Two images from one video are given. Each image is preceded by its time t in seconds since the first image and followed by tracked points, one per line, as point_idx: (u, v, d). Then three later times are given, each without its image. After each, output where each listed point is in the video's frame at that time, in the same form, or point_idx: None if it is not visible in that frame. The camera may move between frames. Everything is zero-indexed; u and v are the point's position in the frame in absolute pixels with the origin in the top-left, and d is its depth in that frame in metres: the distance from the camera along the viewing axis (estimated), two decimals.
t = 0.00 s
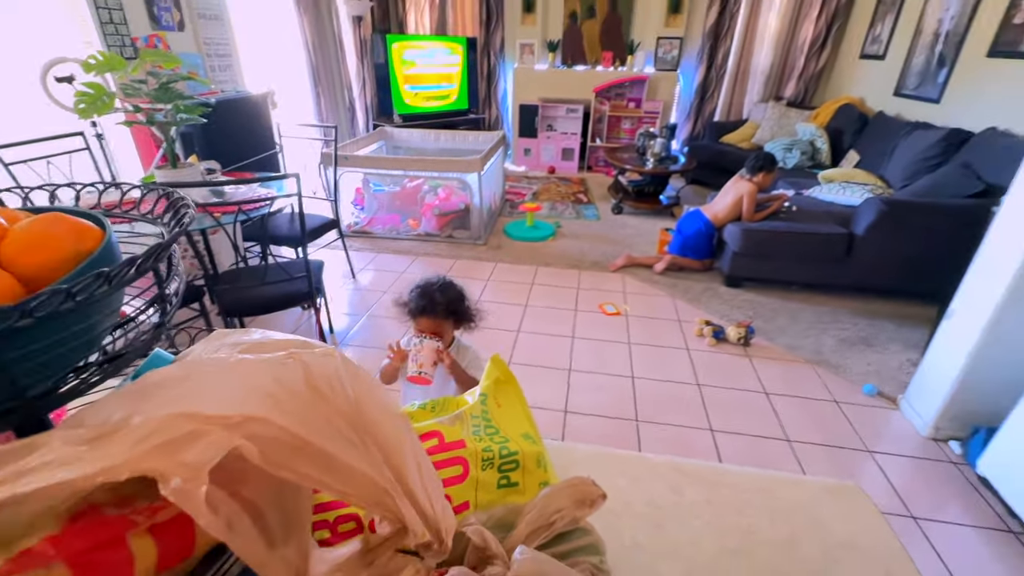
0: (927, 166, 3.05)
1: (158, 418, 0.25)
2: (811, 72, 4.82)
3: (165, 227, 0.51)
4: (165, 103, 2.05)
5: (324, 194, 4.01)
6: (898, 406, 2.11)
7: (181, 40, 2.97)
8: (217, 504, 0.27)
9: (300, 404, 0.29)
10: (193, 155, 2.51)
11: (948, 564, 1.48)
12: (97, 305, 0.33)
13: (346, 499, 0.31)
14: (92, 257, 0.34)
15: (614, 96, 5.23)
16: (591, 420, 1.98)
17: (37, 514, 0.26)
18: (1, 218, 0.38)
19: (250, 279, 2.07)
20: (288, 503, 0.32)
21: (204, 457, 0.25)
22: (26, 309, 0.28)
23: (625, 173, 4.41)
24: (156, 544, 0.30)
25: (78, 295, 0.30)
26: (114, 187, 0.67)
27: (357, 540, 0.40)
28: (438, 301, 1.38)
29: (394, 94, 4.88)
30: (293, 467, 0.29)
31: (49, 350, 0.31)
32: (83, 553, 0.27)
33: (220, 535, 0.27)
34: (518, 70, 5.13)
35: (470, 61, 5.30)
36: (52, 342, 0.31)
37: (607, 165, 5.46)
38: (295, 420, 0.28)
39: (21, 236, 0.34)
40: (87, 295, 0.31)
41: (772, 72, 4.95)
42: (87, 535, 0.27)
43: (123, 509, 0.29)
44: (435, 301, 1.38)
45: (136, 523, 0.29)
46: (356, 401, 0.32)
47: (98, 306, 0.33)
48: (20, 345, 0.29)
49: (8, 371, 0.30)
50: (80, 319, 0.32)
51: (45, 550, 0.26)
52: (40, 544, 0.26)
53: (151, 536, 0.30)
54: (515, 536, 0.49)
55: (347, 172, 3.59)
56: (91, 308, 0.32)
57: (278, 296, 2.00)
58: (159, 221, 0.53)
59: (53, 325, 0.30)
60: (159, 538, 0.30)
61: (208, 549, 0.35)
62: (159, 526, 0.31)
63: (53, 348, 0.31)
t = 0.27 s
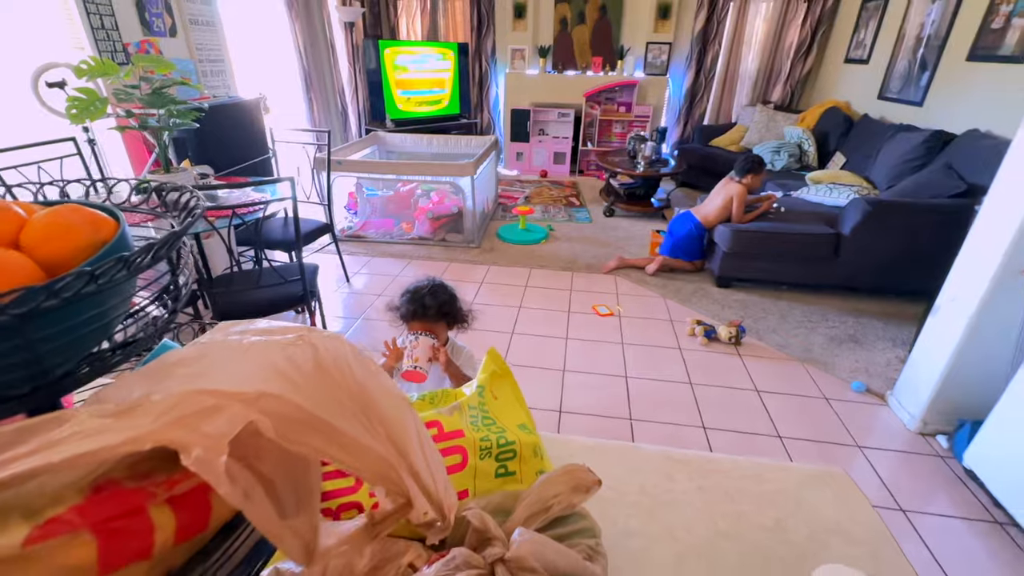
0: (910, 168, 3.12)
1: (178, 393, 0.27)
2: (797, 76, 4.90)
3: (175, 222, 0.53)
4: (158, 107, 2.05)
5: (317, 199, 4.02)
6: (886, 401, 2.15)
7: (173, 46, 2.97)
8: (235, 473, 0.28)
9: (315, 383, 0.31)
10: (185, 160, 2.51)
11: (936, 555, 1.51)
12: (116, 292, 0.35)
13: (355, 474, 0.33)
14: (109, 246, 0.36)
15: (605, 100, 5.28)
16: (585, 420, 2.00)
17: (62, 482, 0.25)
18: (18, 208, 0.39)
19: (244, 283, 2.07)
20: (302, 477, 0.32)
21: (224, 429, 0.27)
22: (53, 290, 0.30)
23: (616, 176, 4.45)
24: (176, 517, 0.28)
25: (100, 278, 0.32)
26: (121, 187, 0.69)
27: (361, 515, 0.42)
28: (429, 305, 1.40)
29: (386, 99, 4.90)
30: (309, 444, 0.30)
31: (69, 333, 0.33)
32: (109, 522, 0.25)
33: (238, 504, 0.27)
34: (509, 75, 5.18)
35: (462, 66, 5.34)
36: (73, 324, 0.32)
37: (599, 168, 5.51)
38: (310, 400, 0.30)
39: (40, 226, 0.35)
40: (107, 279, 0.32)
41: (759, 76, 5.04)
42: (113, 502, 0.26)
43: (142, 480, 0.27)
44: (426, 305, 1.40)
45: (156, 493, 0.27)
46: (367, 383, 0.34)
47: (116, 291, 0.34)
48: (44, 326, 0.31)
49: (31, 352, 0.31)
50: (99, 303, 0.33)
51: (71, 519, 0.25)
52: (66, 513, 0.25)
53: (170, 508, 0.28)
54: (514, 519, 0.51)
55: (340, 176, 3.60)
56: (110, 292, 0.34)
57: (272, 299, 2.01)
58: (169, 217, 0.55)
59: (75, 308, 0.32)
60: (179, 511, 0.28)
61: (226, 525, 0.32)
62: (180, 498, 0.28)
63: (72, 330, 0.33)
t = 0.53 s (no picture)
0: (899, 169, 3.16)
1: (184, 390, 0.27)
2: (787, 80, 4.96)
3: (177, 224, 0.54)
4: (152, 114, 2.05)
5: (312, 204, 4.02)
6: (878, 400, 2.17)
7: (167, 53, 2.98)
8: (239, 467, 0.28)
9: (316, 378, 0.31)
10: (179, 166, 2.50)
11: (930, 551, 1.52)
12: (122, 292, 0.35)
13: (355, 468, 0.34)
14: (114, 248, 0.37)
15: (598, 104, 5.32)
16: (582, 422, 2.00)
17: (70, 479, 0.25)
18: (22, 212, 0.40)
19: (239, 289, 2.07)
20: (302, 471, 0.33)
21: (229, 423, 0.27)
22: (61, 289, 0.31)
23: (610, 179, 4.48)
24: (182, 510, 0.28)
25: (106, 278, 0.33)
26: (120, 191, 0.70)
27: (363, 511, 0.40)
28: (422, 309, 1.41)
29: (380, 105, 4.92)
30: (311, 438, 0.31)
31: (75, 332, 0.33)
32: (116, 515, 0.26)
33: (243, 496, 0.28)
34: (503, 81, 5.21)
35: (455, 72, 5.37)
36: (80, 324, 0.33)
37: (592, 172, 5.54)
38: (312, 395, 0.31)
39: (46, 229, 0.36)
40: (114, 279, 0.33)
41: (750, 80, 5.10)
42: (120, 497, 0.26)
43: (148, 475, 0.28)
44: (420, 310, 1.41)
45: (161, 488, 0.28)
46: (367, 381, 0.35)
47: (121, 292, 0.35)
48: (52, 325, 0.31)
49: (40, 350, 0.32)
50: (105, 303, 0.34)
51: (80, 511, 0.25)
52: (76, 505, 0.25)
53: (176, 502, 0.28)
54: (511, 515, 0.52)
55: (335, 182, 3.61)
56: (116, 293, 0.34)
57: (268, 305, 2.01)
58: (170, 220, 0.56)
59: (82, 307, 0.33)
60: (184, 505, 0.28)
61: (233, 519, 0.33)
62: (185, 492, 0.29)
63: (78, 330, 0.33)
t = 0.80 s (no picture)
0: (889, 169, 3.20)
1: (174, 396, 0.27)
2: (778, 81, 5.00)
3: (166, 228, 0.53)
4: (141, 117, 2.03)
5: (305, 207, 4.00)
6: (872, 398, 2.18)
7: (157, 55, 2.96)
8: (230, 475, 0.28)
9: (309, 379, 0.31)
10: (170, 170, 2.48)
11: (925, 548, 1.53)
12: (110, 297, 0.35)
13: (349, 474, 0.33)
14: (102, 252, 0.36)
15: (591, 106, 5.34)
16: (578, 423, 2.00)
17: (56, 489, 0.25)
18: (8, 217, 0.39)
19: (232, 293, 2.06)
20: (296, 477, 0.32)
21: (220, 429, 0.27)
22: (46, 294, 0.30)
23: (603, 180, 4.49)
24: (172, 520, 0.28)
25: (94, 283, 0.32)
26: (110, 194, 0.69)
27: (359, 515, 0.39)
28: (416, 311, 1.40)
29: (373, 107, 4.90)
30: (305, 443, 0.30)
31: (62, 339, 0.33)
32: (103, 525, 0.26)
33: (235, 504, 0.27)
34: (496, 83, 5.22)
35: (448, 74, 5.36)
36: (67, 330, 0.33)
37: (586, 173, 5.55)
38: (305, 399, 0.30)
39: (32, 233, 0.36)
40: (101, 284, 0.33)
41: (741, 81, 5.13)
42: (109, 507, 0.26)
43: (137, 484, 0.28)
44: (414, 311, 1.40)
45: (152, 496, 0.28)
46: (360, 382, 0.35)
47: (110, 296, 0.35)
48: (39, 332, 0.31)
49: (26, 358, 0.31)
50: (93, 308, 0.34)
51: (68, 521, 0.25)
52: (62, 516, 0.25)
53: (166, 511, 0.28)
54: (508, 518, 0.52)
55: (328, 184, 3.59)
56: (104, 298, 0.34)
57: (261, 309, 1.99)
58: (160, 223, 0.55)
59: (68, 313, 0.32)
60: (174, 513, 0.28)
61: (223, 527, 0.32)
62: (174, 500, 0.28)
63: (65, 336, 0.33)
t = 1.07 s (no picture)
0: (878, 169, 3.22)
1: (142, 413, 0.26)
2: (767, 83, 5.04)
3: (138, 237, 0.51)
4: (128, 121, 2.00)
5: (296, 211, 3.98)
6: (864, 397, 2.19)
7: (144, 59, 2.93)
8: (200, 496, 0.27)
9: (286, 395, 0.30)
10: (158, 174, 2.45)
11: (918, 548, 1.54)
12: (78, 307, 0.34)
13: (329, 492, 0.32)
14: (69, 260, 0.36)
15: (583, 108, 5.35)
16: (571, 426, 1.99)
17: (15, 515, 0.26)
18: None
19: (221, 298, 2.03)
20: (273, 494, 0.32)
21: (189, 448, 0.26)
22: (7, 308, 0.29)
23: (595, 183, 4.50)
24: (141, 543, 0.29)
25: (57, 295, 0.31)
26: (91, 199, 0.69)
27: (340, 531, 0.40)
28: (408, 311, 1.38)
29: (364, 110, 4.86)
30: (282, 462, 0.30)
31: (28, 352, 0.32)
32: (66, 551, 0.27)
33: (205, 526, 0.26)
34: (487, 85, 5.23)
35: (440, 77, 5.37)
36: (32, 343, 0.32)
37: (578, 175, 5.56)
38: (283, 415, 0.30)
39: None
40: (65, 296, 0.32)
41: (731, 83, 5.17)
42: (69, 532, 0.27)
43: (104, 507, 0.28)
44: (406, 312, 1.38)
45: (118, 520, 0.29)
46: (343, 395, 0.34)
47: (76, 307, 0.34)
48: None
49: None
50: (60, 320, 0.33)
51: (27, 548, 0.26)
52: (21, 543, 0.26)
53: (134, 534, 0.29)
54: (499, 529, 0.51)
55: (319, 188, 3.57)
56: (71, 309, 0.33)
57: (250, 313, 1.97)
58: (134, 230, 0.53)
59: (33, 326, 0.31)
60: (142, 536, 0.30)
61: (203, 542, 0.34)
62: (142, 522, 0.30)
63: (30, 349, 0.32)
